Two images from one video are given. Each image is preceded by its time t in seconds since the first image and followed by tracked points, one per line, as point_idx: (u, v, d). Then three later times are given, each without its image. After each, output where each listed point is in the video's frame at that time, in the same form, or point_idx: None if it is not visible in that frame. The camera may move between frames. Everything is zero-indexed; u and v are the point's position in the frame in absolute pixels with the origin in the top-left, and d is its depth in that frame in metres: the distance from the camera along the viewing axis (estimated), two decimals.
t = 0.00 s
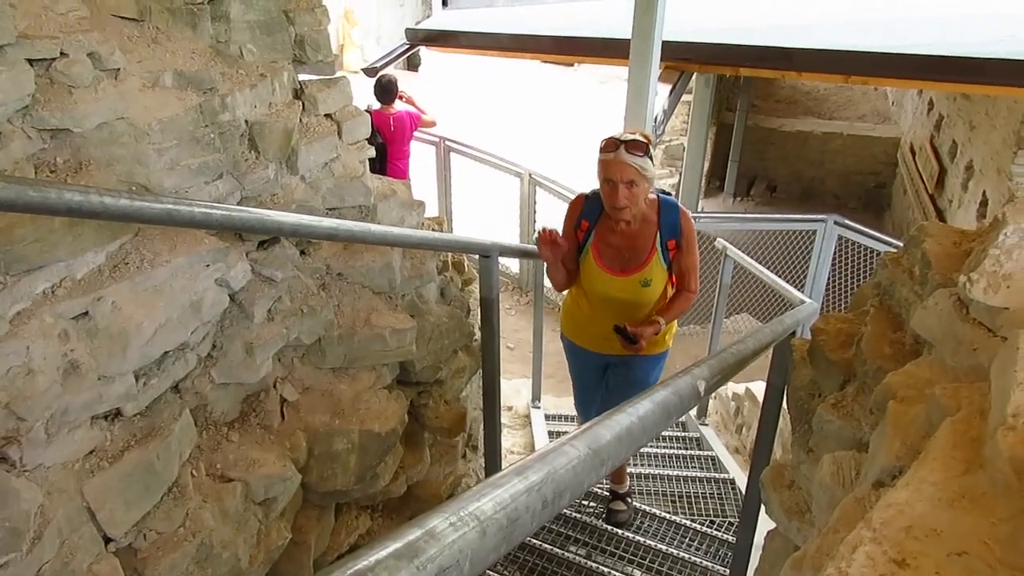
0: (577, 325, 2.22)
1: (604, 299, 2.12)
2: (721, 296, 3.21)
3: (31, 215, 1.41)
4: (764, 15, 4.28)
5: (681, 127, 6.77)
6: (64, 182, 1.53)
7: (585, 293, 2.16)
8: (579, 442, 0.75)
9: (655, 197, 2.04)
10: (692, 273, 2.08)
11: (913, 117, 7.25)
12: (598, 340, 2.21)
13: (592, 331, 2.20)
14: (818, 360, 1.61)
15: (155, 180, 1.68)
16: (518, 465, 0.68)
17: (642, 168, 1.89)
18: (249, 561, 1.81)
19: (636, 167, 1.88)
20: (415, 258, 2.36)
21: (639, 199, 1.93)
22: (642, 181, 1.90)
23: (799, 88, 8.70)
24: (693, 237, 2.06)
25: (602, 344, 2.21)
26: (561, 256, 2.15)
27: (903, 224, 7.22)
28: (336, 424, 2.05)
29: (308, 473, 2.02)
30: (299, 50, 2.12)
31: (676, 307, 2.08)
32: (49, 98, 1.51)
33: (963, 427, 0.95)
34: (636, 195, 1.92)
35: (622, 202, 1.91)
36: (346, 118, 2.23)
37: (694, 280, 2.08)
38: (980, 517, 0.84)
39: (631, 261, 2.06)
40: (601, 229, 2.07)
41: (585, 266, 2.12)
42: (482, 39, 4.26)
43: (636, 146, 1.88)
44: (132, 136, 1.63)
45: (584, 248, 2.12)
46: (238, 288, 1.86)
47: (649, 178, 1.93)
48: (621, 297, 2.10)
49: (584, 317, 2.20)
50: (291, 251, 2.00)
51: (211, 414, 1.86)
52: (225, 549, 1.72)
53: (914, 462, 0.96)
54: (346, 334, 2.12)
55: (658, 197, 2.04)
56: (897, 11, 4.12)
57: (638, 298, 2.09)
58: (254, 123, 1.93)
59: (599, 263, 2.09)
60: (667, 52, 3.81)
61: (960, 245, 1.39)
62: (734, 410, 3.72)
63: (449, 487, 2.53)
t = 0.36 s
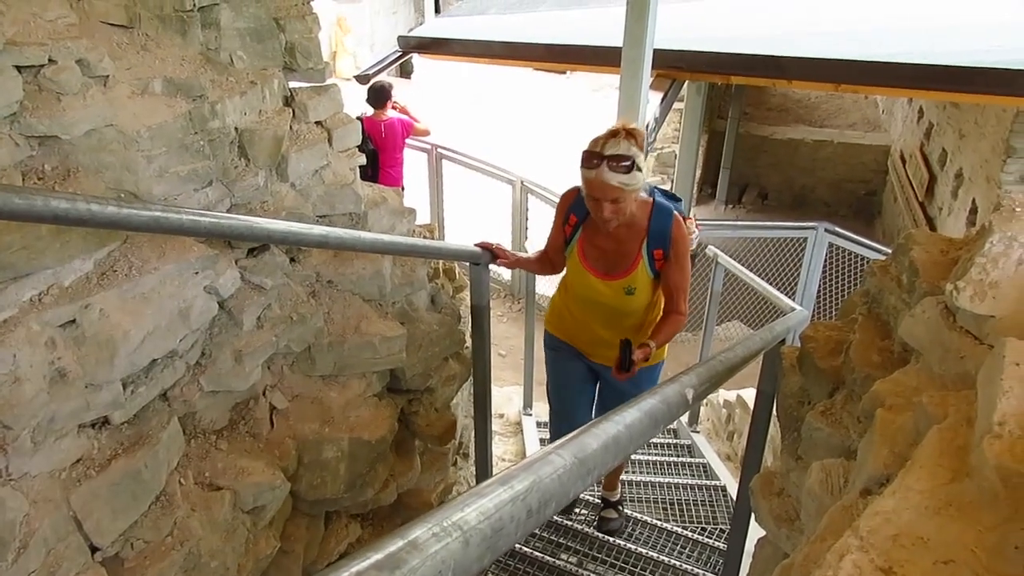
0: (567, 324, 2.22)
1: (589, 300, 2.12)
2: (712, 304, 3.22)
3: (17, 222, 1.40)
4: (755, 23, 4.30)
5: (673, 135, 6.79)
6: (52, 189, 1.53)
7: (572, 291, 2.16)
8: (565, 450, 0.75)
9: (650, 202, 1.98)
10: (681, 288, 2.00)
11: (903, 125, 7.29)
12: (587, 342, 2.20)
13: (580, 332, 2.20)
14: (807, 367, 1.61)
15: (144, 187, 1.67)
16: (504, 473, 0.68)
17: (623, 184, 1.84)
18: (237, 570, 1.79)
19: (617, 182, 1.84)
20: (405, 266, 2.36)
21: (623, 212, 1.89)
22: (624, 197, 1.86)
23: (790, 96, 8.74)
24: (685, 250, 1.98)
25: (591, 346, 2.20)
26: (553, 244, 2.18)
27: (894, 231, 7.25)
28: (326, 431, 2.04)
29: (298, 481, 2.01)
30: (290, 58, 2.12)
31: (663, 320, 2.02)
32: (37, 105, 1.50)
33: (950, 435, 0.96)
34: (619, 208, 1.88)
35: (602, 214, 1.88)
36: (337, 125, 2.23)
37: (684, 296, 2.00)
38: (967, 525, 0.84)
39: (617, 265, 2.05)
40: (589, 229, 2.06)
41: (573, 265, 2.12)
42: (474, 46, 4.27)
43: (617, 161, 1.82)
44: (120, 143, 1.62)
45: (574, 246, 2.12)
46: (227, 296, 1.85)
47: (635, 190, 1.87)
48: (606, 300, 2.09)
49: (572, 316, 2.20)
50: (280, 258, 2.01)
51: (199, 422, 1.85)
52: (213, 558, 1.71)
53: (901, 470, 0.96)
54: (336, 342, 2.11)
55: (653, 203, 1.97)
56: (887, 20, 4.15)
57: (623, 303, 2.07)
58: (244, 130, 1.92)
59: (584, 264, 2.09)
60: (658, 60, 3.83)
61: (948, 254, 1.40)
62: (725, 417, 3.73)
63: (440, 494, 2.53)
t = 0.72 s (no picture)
0: (528, 330, 2.09)
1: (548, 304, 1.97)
2: (704, 307, 3.21)
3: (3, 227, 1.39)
4: (745, 26, 4.31)
5: (664, 138, 6.81)
6: (39, 194, 1.52)
7: (530, 292, 2.02)
8: (552, 455, 0.75)
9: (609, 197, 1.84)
10: (646, 289, 1.85)
11: (893, 127, 7.33)
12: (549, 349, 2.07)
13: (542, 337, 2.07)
14: (798, 369, 1.61)
15: (132, 192, 1.66)
16: (489, 479, 0.68)
17: (572, 183, 1.73)
18: None
19: (564, 181, 1.72)
20: (396, 270, 2.36)
21: (573, 212, 1.78)
22: (573, 196, 1.75)
23: (781, 99, 8.77)
24: (648, 251, 1.82)
25: (553, 353, 2.06)
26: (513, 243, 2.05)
27: (885, 233, 7.28)
28: (317, 437, 2.04)
29: (289, 487, 2.00)
30: (279, 63, 2.12)
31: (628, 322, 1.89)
32: (24, 110, 1.50)
33: (937, 436, 0.96)
34: (568, 207, 1.76)
35: (552, 214, 1.77)
36: (326, 130, 2.23)
37: (650, 297, 1.86)
38: (955, 526, 0.84)
39: (574, 265, 1.90)
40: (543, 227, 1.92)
41: (529, 266, 1.98)
42: (465, 50, 4.28)
43: (566, 159, 1.71)
44: (108, 149, 1.62)
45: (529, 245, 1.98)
46: (216, 301, 1.85)
47: (586, 187, 1.76)
48: (564, 303, 1.95)
49: (533, 321, 2.07)
50: (269, 263, 2.01)
51: (189, 428, 1.85)
52: (204, 566, 1.68)
53: (889, 472, 0.97)
54: (326, 347, 2.11)
55: (611, 198, 1.84)
56: (877, 23, 4.17)
57: (582, 307, 1.93)
58: (233, 135, 1.92)
59: (539, 265, 1.95)
60: (649, 63, 3.84)
61: (935, 256, 1.40)
62: (718, 419, 3.73)
63: (432, 499, 2.52)
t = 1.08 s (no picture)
0: (510, 330, 2.05)
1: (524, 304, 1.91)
2: (700, 304, 3.21)
3: None
4: (739, 24, 4.32)
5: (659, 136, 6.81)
6: (32, 196, 1.52)
7: (506, 295, 1.97)
8: (545, 454, 0.75)
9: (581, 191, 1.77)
10: (624, 284, 1.78)
11: (887, 124, 7.34)
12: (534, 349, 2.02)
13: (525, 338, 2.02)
14: (791, 366, 1.61)
15: (124, 194, 1.66)
16: (481, 478, 0.68)
17: (540, 168, 1.64)
18: None
19: (533, 165, 1.64)
20: (390, 270, 2.36)
21: (541, 201, 1.69)
22: (541, 183, 1.66)
23: (775, 96, 8.78)
24: (624, 244, 1.73)
25: (535, 352, 2.02)
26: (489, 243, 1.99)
27: (880, 229, 7.29)
28: (313, 437, 2.04)
29: (284, 488, 1.99)
30: (272, 63, 2.11)
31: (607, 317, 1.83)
32: (15, 112, 1.49)
33: (930, 432, 0.96)
34: (535, 194, 1.67)
35: (519, 204, 1.67)
36: (320, 130, 2.23)
37: (630, 291, 1.78)
38: (947, 522, 0.85)
39: (547, 264, 1.83)
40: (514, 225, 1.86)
41: (502, 267, 1.92)
42: (459, 49, 4.28)
43: (534, 141, 1.62)
44: (100, 150, 1.62)
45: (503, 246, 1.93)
46: (210, 302, 1.85)
47: (555, 175, 1.68)
48: (539, 305, 1.89)
49: (513, 322, 2.02)
50: (263, 264, 2.01)
51: (184, 429, 1.84)
52: (199, 567, 1.68)
53: (883, 468, 0.97)
54: (321, 347, 2.11)
55: (583, 191, 1.76)
56: (870, 19, 4.17)
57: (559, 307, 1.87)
58: (226, 136, 1.92)
59: (512, 265, 1.89)
60: (643, 61, 3.84)
61: (928, 252, 1.40)
62: (714, 416, 3.73)
63: (428, 499, 2.52)
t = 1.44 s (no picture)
0: (480, 327, 2.01)
1: (495, 309, 1.86)
2: (697, 305, 3.21)
3: None
4: (734, 25, 4.32)
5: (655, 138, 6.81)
6: (27, 203, 1.52)
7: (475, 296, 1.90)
8: (540, 457, 0.75)
9: (562, 190, 1.71)
10: (604, 293, 1.75)
11: (883, 124, 7.35)
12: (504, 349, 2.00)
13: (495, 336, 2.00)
14: (788, 368, 1.62)
15: (120, 200, 1.66)
16: (476, 483, 0.68)
17: (518, 153, 1.57)
18: None
19: (510, 149, 1.57)
20: (387, 274, 2.36)
21: (518, 193, 1.61)
22: (519, 173, 1.59)
23: (771, 97, 8.79)
24: (606, 252, 1.69)
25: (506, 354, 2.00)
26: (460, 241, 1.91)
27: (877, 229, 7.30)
28: (311, 442, 2.04)
29: (282, 493, 1.99)
30: (267, 68, 2.11)
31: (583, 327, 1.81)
32: (9, 119, 1.49)
33: (926, 433, 0.96)
34: (511, 184, 1.60)
35: (493, 194, 1.60)
36: (316, 135, 2.23)
37: (610, 300, 1.76)
38: (944, 523, 0.85)
39: (521, 267, 1.78)
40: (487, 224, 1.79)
41: (473, 268, 1.85)
42: (454, 53, 4.28)
43: (513, 124, 1.55)
44: (95, 156, 1.61)
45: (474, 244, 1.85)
46: (206, 308, 1.84)
47: (533, 165, 1.61)
48: (511, 310, 1.83)
49: (483, 320, 1.99)
50: (259, 269, 2.01)
51: (181, 435, 1.84)
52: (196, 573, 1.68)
53: (879, 469, 0.97)
54: (318, 352, 2.10)
55: (563, 190, 1.70)
56: (865, 20, 4.18)
57: (532, 313, 1.82)
58: (221, 141, 1.92)
59: (484, 267, 1.82)
60: (638, 64, 3.85)
61: (924, 252, 1.41)
62: (712, 418, 3.73)
63: (426, 503, 2.52)
